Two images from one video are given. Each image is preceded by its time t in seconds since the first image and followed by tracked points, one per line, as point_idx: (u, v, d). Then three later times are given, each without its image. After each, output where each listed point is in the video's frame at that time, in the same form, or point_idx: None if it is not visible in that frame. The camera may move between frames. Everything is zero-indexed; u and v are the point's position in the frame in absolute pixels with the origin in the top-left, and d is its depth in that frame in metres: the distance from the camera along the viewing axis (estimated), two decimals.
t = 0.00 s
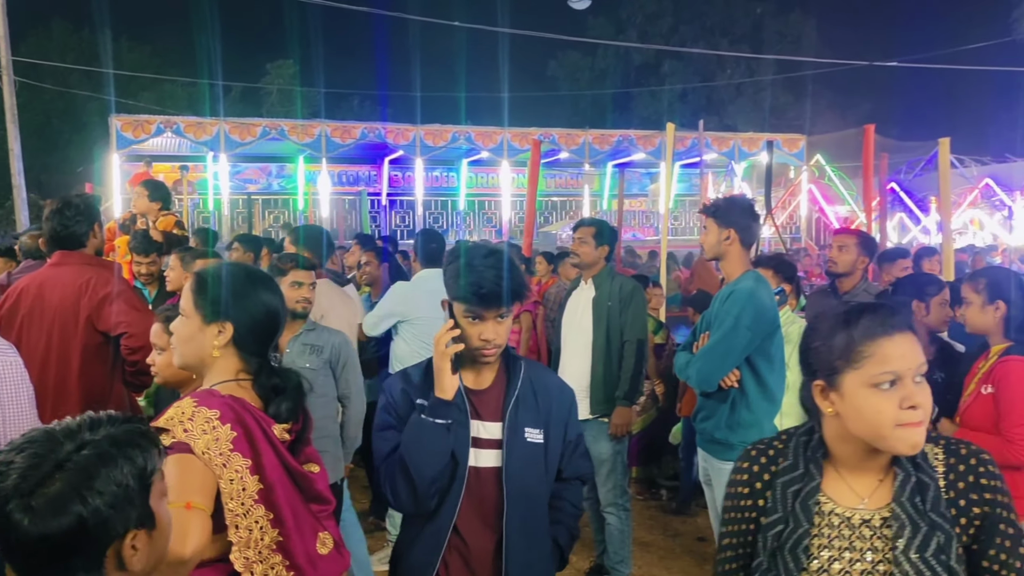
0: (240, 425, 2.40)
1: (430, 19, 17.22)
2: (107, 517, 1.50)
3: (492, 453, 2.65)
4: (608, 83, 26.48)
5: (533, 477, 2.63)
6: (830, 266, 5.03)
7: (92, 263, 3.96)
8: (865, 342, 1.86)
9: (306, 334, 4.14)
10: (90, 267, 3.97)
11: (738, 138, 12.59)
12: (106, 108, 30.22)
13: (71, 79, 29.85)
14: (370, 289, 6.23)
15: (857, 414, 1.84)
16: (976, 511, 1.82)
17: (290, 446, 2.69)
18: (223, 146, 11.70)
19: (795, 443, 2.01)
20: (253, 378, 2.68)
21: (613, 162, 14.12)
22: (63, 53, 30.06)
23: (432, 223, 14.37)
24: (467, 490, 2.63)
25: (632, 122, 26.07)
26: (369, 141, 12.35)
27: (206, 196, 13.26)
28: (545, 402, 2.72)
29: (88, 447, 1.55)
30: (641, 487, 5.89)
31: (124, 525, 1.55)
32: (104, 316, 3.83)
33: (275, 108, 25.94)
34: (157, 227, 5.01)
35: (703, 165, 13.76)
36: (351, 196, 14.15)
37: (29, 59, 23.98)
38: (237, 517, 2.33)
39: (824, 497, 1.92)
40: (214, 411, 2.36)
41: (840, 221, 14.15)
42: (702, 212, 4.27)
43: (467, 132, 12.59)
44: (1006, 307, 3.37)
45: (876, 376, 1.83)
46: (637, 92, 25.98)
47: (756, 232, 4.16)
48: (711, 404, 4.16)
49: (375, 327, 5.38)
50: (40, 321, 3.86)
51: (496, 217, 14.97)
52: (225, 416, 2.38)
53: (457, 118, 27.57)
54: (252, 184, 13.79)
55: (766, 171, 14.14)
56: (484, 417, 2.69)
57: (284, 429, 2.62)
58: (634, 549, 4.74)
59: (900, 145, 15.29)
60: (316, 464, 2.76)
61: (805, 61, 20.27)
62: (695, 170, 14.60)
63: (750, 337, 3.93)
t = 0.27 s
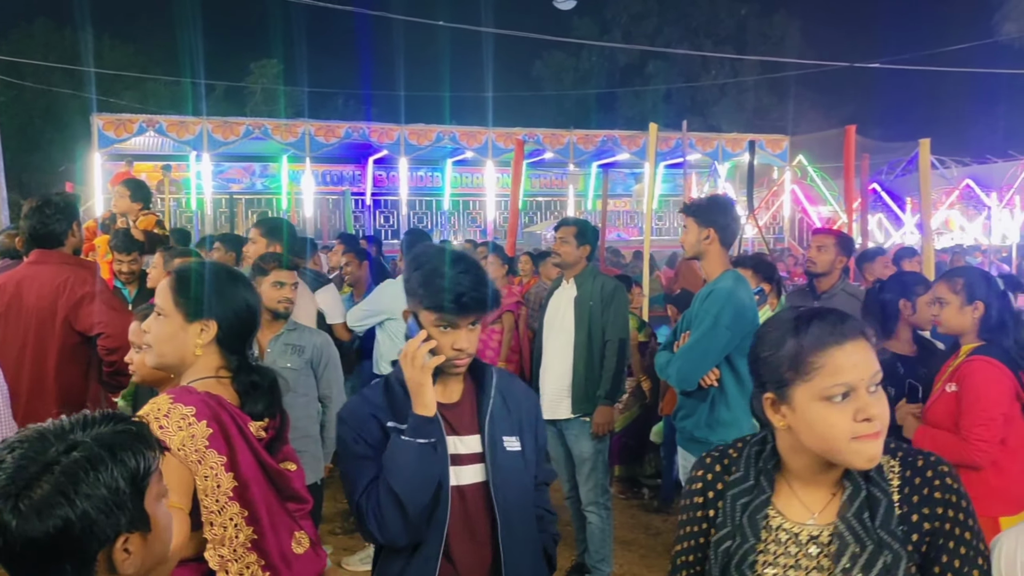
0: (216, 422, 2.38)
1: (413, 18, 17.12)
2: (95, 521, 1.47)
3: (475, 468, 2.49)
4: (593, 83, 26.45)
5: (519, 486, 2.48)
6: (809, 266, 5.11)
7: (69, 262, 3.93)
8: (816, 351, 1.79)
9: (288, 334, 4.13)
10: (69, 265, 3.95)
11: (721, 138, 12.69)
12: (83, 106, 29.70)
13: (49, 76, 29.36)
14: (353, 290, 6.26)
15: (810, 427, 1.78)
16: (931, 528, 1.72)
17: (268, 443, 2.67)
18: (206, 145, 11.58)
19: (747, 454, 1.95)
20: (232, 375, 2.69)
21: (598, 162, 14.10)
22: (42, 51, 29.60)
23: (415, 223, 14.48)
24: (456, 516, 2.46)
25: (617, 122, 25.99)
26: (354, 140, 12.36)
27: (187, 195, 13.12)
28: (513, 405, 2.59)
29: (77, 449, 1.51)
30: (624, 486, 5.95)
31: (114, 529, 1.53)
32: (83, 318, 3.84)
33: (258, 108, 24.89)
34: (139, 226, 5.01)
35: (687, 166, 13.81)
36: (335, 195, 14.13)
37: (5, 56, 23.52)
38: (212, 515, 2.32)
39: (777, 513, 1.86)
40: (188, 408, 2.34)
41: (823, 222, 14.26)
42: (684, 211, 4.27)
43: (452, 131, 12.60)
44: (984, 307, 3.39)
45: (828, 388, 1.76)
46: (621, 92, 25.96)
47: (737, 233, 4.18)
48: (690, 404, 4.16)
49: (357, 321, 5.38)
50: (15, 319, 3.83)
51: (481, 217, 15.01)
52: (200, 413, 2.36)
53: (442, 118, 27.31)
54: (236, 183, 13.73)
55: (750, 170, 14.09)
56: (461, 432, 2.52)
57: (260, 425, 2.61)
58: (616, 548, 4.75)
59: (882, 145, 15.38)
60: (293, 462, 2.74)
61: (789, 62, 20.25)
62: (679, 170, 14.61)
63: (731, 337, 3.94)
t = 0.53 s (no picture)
0: (195, 414, 2.38)
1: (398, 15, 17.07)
2: (101, 508, 1.59)
3: (454, 466, 2.48)
4: (578, 81, 26.45)
5: (498, 478, 2.49)
6: (788, 264, 5.16)
7: (40, 259, 3.92)
8: (757, 369, 1.73)
9: (266, 331, 4.11)
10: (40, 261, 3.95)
11: (707, 137, 12.63)
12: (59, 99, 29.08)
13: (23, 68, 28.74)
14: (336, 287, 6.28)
15: (759, 449, 1.70)
16: (916, 574, 1.58)
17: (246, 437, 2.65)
18: (189, 140, 11.53)
19: (726, 472, 1.86)
20: (211, 368, 2.67)
21: (583, 160, 14.11)
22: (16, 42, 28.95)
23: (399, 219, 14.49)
24: (438, 516, 2.44)
25: (602, 121, 25.98)
26: (338, 136, 12.23)
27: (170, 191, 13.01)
28: (488, 398, 2.60)
29: (88, 438, 1.65)
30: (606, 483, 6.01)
31: (119, 520, 1.64)
32: (54, 316, 3.84)
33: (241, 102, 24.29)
34: (117, 221, 4.99)
35: (672, 164, 13.86)
36: (319, 191, 14.10)
37: None
38: (190, 507, 2.29)
39: (747, 535, 1.76)
40: (168, 400, 2.33)
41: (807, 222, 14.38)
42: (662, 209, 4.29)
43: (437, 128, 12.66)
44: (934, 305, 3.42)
45: (768, 410, 1.68)
46: (607, 90, 25.96)
47: (716, 231, 4.20)
48: (671, 400, 4.18)
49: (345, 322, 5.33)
50: None
51: (465, 214, 14.93)
52: (179, 405, 2.35)
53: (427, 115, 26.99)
54: (219, 179, 13.68)
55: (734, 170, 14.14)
56: (438, 430, 2.51)
57: (238, 418, 2.60)
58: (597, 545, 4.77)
59: (863, 146, 15.51)
60: (272, 455, 2.72)
61: (774, 62, 20.24)
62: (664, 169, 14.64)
63: (710, 333, 3.95)
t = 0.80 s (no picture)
0: (173, 414, 2.35)
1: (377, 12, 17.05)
2: (84, 499, 1.62)
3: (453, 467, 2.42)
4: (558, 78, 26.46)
5: (490, 475, 2.48)
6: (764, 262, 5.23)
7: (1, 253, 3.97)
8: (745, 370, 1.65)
9: (239, 328, 4.08)
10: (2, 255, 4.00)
11: (685, 135, 12.73)
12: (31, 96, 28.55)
13: None
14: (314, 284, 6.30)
15: (734, 464, 1.64)
16: None
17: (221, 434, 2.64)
18: (166, 135, 11.48)
19: (712, 487, 1.79)
20: (189, 363, 2.67)
21: (563, 157, 14.15)
22: None
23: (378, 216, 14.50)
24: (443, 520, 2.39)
25: (581, 118, 26.05)
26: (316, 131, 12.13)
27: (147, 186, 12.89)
28: (472, 395, 2.60)
29: (76, 428, 1.70)
30: (584, 479, 6.04)
31: (101, 513, 1.67)
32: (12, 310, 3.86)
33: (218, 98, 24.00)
34: (92, 216, 4.96)
35: (651, 162, 13.94)
36: (297, 187, 14.04)
37: None
38: (169, 507, 2.27)
39: (728, 559, 1.70)
40: (145, 401, 2.29)
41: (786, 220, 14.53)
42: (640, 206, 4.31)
43: (416, 125, 12.69)
44: (936, 306, 3.45)
45: (744, 417, 1.62)
46: (586, 88, 26.06)
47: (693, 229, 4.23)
48: (648, 398, 4.20)
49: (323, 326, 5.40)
50: None
51: (445, 211, 14.95)
52: (157, 407, 2.32)
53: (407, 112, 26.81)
54: (196, 174, 13.59)
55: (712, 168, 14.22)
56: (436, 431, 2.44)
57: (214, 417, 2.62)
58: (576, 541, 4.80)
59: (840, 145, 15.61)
60: (248, 452, 2.71)
61: (752, 61, 20.35)
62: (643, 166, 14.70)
63: (688, 331, 3.98)
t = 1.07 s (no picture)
0: (136, 410, 2.33)
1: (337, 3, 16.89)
2: (54, 486, 1.63)
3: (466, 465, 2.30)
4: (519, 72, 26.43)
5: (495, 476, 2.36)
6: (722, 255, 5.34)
7: None
8: (722, 376, 1.51)
9: (194, 320, 4.05)
10: None
11: (646, 130, 12.76)
12: None
13: None
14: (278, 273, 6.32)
15: (708, 473, 1.50)
16: None
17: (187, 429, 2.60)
18: (122, 127, 11.29)
19: (675, 492, 1.65)
20: (150, 356, 2.62)
21: (525, 151, 14.19)
22: None
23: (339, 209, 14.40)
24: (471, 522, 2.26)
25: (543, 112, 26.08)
26: (276, 124, 12.01)
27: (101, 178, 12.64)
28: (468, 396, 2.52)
29: (34, 415, 1.69)
30: (547, 471, 6.11)
31: (71, 498, 1.68)
32: None
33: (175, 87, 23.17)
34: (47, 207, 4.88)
35: (612, 157, 14.06)
36: (255, 179, 13.85)
37: None
38: (134, 503, 2.25)
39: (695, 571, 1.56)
40: (110, 396, 2.28)
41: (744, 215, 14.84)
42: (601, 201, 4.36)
43: (377, 117, 12.49)
44: (898, 303, 3.57)
45: (723, 428, 1.48)
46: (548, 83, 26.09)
47: (654, 222, 4.28)
48: (611, 390, 4.25)
49: (284, 323, 5.42)
50: None
51: (406, 205, 14.78)
52: (121, 401, 2.30)
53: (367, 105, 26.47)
54: (153, 167, 13.36)
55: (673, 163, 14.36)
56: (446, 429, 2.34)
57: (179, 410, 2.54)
58: (539, 531, 4.85)
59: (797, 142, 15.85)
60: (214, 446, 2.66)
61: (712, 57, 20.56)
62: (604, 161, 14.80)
63: (647, 323, 4.03)
